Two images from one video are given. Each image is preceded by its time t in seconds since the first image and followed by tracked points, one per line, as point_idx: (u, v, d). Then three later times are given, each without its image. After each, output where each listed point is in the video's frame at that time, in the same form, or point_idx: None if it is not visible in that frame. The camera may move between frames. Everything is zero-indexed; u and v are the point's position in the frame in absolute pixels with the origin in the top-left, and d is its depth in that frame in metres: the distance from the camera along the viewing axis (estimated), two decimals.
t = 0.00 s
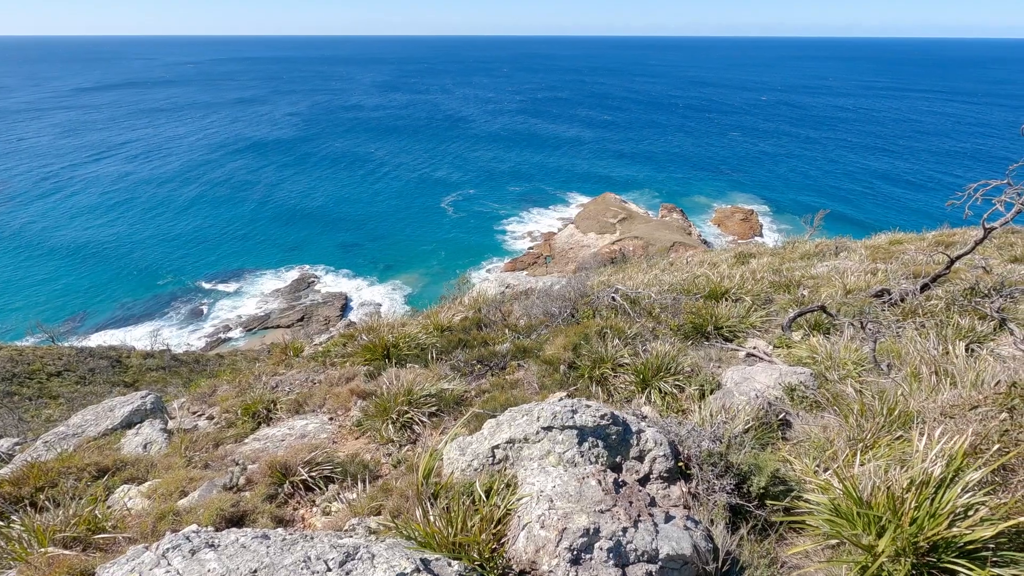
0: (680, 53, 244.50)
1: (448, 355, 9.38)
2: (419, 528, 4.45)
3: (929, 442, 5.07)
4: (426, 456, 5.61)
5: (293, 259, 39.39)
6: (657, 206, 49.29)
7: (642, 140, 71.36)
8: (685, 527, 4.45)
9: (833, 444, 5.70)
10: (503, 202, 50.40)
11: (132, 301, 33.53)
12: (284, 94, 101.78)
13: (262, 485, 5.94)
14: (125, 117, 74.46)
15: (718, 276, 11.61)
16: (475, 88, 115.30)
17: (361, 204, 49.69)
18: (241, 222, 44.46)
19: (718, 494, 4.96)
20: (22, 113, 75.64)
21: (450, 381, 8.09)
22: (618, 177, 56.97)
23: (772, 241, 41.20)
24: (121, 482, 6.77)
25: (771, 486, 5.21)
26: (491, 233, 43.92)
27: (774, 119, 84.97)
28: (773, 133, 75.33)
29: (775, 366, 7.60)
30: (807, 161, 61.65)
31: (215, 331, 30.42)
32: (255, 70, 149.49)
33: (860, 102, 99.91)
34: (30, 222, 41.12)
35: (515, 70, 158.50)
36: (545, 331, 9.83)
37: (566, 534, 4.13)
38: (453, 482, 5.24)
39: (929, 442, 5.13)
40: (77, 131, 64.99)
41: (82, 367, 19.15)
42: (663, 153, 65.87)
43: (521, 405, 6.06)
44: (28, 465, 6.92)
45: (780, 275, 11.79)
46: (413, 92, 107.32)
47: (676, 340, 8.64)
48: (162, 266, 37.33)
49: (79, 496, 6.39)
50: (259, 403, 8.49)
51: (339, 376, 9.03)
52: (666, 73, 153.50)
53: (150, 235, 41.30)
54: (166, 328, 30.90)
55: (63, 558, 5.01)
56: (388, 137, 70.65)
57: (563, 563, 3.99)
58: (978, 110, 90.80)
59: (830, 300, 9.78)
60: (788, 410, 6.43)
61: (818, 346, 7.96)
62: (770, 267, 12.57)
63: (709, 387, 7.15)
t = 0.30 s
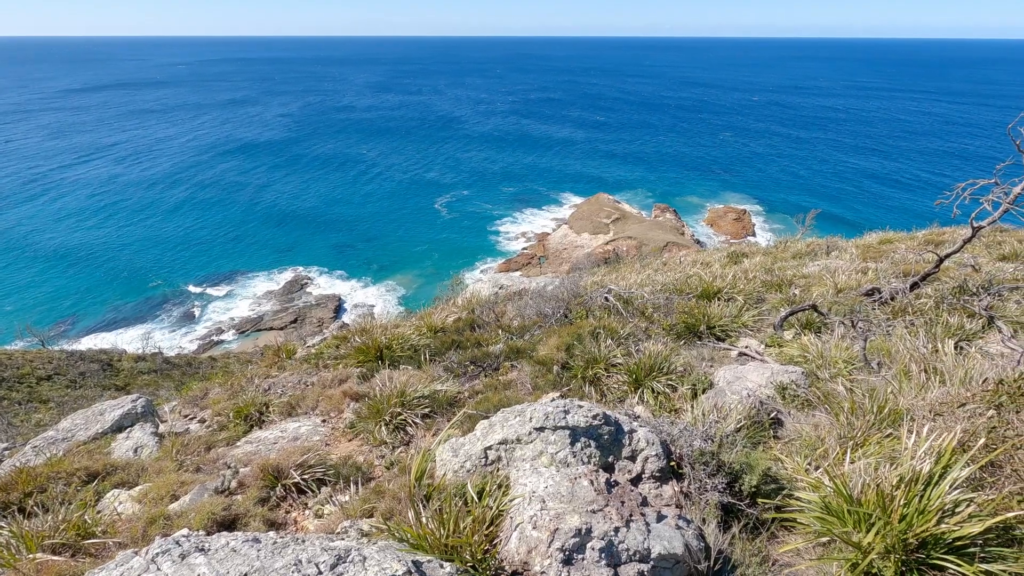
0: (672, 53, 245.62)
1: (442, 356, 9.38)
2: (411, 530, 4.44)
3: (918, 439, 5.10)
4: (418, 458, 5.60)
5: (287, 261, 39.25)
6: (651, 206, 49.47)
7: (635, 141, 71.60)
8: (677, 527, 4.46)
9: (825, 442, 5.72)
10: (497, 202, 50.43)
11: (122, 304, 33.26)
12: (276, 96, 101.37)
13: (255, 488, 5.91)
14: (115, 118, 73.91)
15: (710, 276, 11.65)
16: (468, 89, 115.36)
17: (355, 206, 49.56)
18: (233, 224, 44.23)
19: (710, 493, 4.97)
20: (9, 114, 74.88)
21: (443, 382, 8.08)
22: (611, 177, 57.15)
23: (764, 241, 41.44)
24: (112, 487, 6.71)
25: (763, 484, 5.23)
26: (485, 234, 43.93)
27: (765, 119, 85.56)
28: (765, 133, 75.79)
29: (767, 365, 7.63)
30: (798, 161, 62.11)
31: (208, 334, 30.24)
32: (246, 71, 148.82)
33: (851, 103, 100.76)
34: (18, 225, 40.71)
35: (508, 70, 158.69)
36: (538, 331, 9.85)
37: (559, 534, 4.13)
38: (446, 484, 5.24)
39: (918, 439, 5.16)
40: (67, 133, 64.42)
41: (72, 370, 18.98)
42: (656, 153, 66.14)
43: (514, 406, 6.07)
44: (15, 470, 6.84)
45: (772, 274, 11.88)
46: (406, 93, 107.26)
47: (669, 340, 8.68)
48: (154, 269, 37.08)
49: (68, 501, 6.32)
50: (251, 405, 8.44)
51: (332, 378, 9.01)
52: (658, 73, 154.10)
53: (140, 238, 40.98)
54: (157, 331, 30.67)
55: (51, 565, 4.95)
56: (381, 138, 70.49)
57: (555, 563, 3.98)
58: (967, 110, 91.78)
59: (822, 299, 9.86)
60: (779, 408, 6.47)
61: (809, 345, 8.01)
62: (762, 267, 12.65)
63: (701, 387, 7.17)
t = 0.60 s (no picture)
0: (664, 54, 246.55)
1: (435, 357, 9.36)
2: (402, 532, 4.43)
3: (906, 437, 5.14)
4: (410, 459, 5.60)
5: (279, 263, 39.07)
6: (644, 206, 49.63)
7: (628, 141, 71.81)
8: (667, 526, 4.47)
9: (814, 440, 5.76)
10: (491, 203, 50.43)
11: (113, 307, 33.01)
12: (268, 96, 100.87)
13: (245, 491, 5.87)
14: (104, 120, 73.28)
15: (702, 276, 11.70)
16: (461, 90, 115.30)
17: (347, 208, 49.37)
18: (224, 226, 43.96)
19: (701, 492, 4.99)
20: None
21: (435, 383, 8.06)
22: (604, 178, 57.29)
23: (757, 241, 41.68)
24: (100, 491, 6.65)
25: (752, 482, 5.26)
26: (478, 235, 43.90)
27: (756, 120, 86.13)
28: (757, 133, 76.24)
29: (757, 364, 7.68)
30: (789, 161, 62.54)
31: (199, 336, 30.03)
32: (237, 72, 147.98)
33: (841, 103, 101.58)
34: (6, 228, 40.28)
35: (501, 71, 158.79)
36: (530, 332, 9.85)
37: (549, 534, 4.13)
38: (436, 485, 5.23)
39: (906, 436, 5.19)
40: (55, 134, 63.80)
41: (61, 374, 18.79)
42: (649, 154, 66.38)
43: (505, 407, 6.06)
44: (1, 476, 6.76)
45: (763, 274, 11.94)
46: (399, 94, 107.13)
47: (661, 340, 8.70)
48: (144, 272, 36.81)
49: (56, 506, 6.26)
50: (242, 408, 8.39)
51: (324, 380, 8.97)
52: (650, 73, 154.74)
53: (131, 240, 40.72)
54: (148, 333, 30.43)
55: (37, 572, 4.90)
56: (373, 139, 70.29)
57: (545, 564, 3.99)
58: (955, 110, 92.73)
59: (813, 298, 9.92)
60: (770, 407, 6.50)
61: (799, 344, 8.07)
62: (753, 266, 12.71)
63: (692, 386, 7.20)
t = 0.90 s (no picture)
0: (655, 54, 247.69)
1: (426, 358, 9.34)
2: (392, 534, 4.41)
3: (893, 434, 5.18)
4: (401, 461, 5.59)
5: (271, 265, 38.87)
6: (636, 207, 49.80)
7: (621, 142, 72.05)
8: (658, 525, 4.48)
9: (804, 438, 5.80)
10: (484, 203, 50.44)
11: (102, 310, 32.71)
12: (259, 97, 100.41)
13: (235, 495, 5.84)
14: (92, 121, 72.61)
15: (694, 276, 11.74)
16: (453, 90, 115.28)
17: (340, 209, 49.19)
18: (214, 228, 43.65)
19: (691, 491, 5.01)
20: None
21: (427, 385, 8.04)
22: (597, 178, 57.44)
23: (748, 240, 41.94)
24: (89, 496, 6.59)
25: (743, 481, 5.28)
26: (471, 235, 43.87)
27: (747, 120, 86.76)
28: (748, 134, 76.76)
29: (748, 363, 7.71)
30: (780, 161, 63.02)
31: (191, 339, 29.82)
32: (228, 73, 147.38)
33: (830, 103, 102.47)
34: None
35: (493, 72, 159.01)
36: (522, 332, 9.85)
37: (539, 535, 4.14)
38: (428, 487, 5.22)
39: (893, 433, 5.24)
40: (43, 136, 63.17)
41: (50, 378, 18.59)
42: (641, 154, 66.66)
43: (497, 408, 6.06)
44: None
45: (754, 273, 12.01)
46: (391, 95, 106.93)
47: (653, 340, 8.73)
48: (134, 274, 36.52)
49: (42, 512, 6.18)
50: (233, 411, 8.34)
51: (316, 383, 8.92)
52: (641, 74, 155.51)
53: (121, 242, 40.38)
54: (139, 337, 30.18)
55: None
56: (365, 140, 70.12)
57: (536, 564, 3.99)
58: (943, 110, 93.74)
59: (803, 298, 9.98)
60: (760, 406, 6.54)
61: (790, 343, 8.11)
62: (744, 266, 12.77)
63: (683, 385, 7.22)
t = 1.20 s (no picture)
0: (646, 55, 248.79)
1: (419, 359, 9.32)
2: (384, 537, 4.39)
3: (882, 432, 5.21)
4: (393, 463, 5.57)
5: (263, 267, 38.67)
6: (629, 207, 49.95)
7: (614, 142, 72.25)
8: (649, 525, 4.49)
9: (795, 436, 5.83)
10: (477, 204, 50.43)
11: (92, 313, 32.40)
12: (250, 99, 99.93)
13: (226, 499, 5.80)
14: (80, 123, 71.92)
15: (686, 275, 11.78)
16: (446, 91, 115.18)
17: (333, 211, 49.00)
18: (205, 230, 43.34)
19: (683, 490, 5.02)
20: None
21: (419, 387, 8.02)
22: (590, 178, 57.58)
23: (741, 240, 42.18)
24: (77, 502, 6.52)
25: (734, 480, 5.31)
26: (464, 236, 43.84)
27: (738, 120, 87.33)
28: (739, 134, 77.26)
29: (740, 362, 7.74)
30: (771, 161, 63.46)
31: (182, 342, 29.60)
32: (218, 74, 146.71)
33: (820, 103, 103.35)
34: None
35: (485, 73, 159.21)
36: (515, 333, 9.85)
37: (531, 536, 4.13)
38: (419, 489, 5.21)
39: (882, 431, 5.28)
40: (30, 138, 62.49)
41: (38, 382, 18.37)
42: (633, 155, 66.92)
43: (490, 409, 6.04)
44: None
45: (745, 272, 12.07)
46: (383, 95, 106.75)
47: (645, 339, 8.75)
48: (125, 278, 36.22)
49: (29, 518, 6.11)
50: (224, 414, 8.28)
51: (308, 385, 8.86)
52: (633, 74, 156.17)
53: (110, 245, 40.02)
54: (130, 340, 29.93)
55: None
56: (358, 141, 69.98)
57: (528, 565, 3.99)
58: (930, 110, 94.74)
59: (794, 297, 10.03)
60: (751, 404, 6.57)
61: (780, 342, 8.16)
62: (735, 265, 12.83)
63: (675, 385, 7.24)
